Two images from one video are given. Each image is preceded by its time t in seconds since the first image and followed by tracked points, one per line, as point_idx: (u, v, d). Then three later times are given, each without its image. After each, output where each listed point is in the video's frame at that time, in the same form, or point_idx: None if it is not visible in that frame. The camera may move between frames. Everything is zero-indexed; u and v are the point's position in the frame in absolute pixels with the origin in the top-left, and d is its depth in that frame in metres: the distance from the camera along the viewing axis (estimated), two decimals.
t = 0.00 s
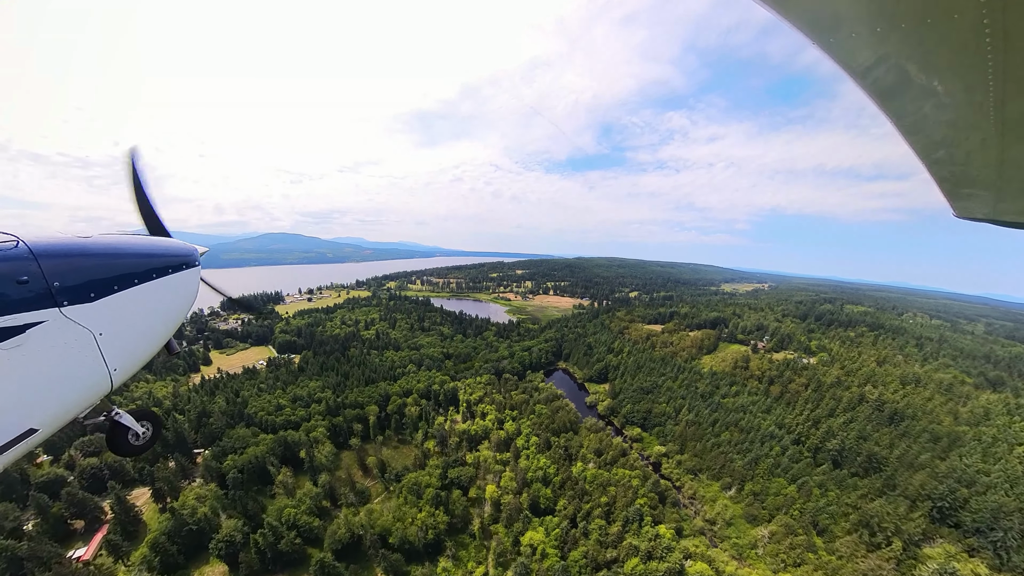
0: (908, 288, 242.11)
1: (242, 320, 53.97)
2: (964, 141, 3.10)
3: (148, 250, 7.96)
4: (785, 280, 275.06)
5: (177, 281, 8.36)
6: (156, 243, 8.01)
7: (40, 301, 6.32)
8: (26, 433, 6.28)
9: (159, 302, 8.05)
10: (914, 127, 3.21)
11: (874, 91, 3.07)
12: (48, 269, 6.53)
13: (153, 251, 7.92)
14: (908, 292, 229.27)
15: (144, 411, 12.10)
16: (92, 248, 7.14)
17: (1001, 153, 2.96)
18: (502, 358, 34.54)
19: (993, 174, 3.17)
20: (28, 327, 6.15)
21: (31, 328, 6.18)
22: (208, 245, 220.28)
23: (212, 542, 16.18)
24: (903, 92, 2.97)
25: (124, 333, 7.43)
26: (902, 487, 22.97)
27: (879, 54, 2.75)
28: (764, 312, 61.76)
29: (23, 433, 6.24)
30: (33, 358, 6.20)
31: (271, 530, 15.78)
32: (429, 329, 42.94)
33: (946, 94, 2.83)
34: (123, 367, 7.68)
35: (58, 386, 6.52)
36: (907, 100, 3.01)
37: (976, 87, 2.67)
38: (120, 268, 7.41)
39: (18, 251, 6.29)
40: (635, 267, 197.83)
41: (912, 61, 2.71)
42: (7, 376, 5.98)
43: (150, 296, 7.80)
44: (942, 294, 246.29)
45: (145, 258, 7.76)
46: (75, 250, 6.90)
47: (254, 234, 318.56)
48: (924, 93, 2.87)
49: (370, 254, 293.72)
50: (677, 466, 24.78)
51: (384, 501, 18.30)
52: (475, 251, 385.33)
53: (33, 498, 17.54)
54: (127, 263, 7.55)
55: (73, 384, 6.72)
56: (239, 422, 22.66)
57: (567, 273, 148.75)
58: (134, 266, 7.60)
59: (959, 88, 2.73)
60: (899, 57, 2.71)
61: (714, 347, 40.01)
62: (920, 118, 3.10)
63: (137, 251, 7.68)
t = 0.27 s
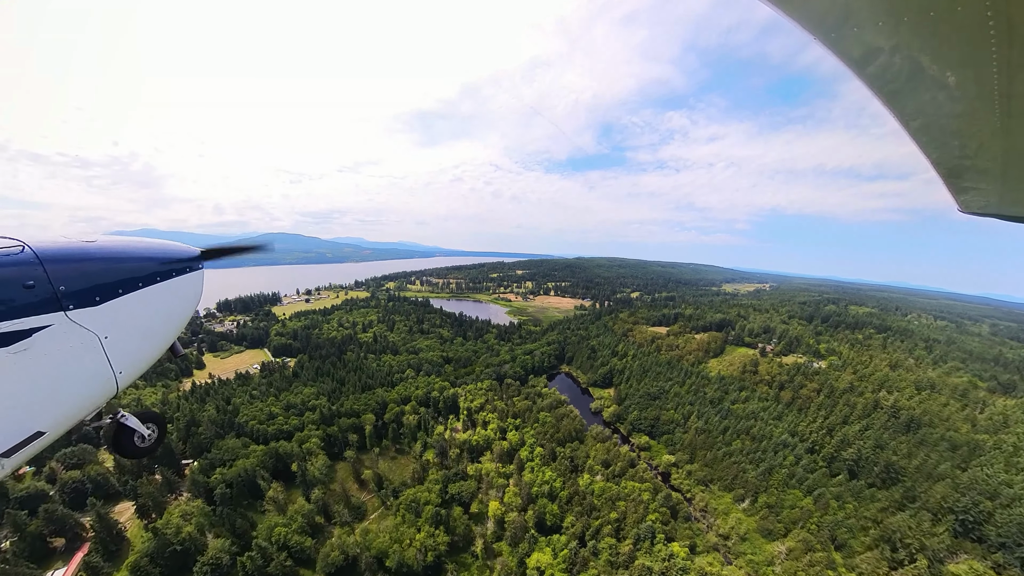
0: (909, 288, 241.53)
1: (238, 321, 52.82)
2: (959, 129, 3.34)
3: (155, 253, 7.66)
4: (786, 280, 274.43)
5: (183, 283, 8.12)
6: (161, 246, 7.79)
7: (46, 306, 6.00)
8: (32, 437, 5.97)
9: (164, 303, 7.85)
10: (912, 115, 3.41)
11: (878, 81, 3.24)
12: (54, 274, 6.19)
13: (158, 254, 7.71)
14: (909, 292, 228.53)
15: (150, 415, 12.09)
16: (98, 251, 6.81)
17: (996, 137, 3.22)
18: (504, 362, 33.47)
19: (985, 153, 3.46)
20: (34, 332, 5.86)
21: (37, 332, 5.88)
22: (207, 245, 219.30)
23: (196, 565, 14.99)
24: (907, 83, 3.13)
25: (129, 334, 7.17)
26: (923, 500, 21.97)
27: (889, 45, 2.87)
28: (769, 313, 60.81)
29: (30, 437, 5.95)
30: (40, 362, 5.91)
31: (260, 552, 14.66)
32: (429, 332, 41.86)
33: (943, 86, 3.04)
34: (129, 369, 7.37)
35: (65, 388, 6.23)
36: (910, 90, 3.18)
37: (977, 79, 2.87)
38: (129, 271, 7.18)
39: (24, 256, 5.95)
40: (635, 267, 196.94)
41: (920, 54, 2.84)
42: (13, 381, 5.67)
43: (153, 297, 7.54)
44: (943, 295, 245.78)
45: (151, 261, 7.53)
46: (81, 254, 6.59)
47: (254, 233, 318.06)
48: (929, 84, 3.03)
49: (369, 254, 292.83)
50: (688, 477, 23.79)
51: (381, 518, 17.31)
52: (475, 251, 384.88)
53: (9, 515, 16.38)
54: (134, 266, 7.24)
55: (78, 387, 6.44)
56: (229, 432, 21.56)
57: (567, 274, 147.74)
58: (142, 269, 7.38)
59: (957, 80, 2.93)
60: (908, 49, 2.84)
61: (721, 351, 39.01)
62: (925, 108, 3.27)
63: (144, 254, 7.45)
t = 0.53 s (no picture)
0: (910, 288, 240.98)
1: (234, 322, 51.83)
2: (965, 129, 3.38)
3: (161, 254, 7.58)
4: (787, 280, 273.85)
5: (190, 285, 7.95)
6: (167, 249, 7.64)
7: (53, 306, 5.89)
8: (40, 434, 5.82)
9: (174, 301, 7.67)
10: (919, 114, 3.45)
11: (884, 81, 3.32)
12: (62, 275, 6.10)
13: (165, 256, 7.57)
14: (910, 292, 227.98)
15: (156, 416, 12.37)
16: (105, 254, 6.77)
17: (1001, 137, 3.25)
18: (506, 366, 32.53)
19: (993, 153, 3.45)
20: (42, 331, 5.76)
21: (45, 332, 5.77)
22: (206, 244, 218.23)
23: None
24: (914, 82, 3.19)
25: (137, 334, 7.02)
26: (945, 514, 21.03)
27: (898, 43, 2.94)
28: (774, 315, 59.83)
29: (36, 436, 5.80)
30: (49, 362, 5.81)
31: None
32: (428, 335, 40.78)
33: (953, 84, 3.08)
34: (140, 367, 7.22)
35: (73, 386, 6.12)
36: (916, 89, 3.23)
37: (985, 77, 2.92)
38: (136, 273, 7.04)
39: (32, 258, 5.85)
40: (636, 267, 196.13)
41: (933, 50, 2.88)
42: (21, 380, 5.56)
43: (161, 298, 7.41)
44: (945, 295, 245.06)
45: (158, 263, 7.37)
46: (89, 256, 6.48)
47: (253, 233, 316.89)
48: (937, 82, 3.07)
49: (369, 254, 291.93)
50: (699, 488, 22.83)
51: (377, 538, 16.30)
52: (475, 251, 384.23)
53: None
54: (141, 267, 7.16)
55: (86, 386, 6.28)
56: (218, 443, 20.52)
57: (568, 274, 146.75)
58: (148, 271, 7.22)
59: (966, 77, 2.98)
60: (921, 47, 2.89)
61: (728, 354, 38.02)
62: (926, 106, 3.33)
63: (151, 255, 7.30)
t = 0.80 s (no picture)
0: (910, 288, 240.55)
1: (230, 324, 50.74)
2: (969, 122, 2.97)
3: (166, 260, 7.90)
4: (787, 280, 273.18)
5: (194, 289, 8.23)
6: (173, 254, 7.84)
7: (61, 312, 6.30)
8: (50, 439, 6.21)
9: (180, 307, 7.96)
10: (917, 104, 3.03)
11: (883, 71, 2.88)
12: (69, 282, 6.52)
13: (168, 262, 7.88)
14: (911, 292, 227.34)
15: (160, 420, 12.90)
16: (111, 261, 7.13)
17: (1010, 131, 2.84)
18: (508, 370, 31.55)
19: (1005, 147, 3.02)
20: (50, 338, 6.14)
21: (56, 338, 6.18)
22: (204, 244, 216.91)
23: None
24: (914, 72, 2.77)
25: (143, 340, 7.33)
26: (969, 528, 20.07)
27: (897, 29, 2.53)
28: (780, 316, 58.80)
29: (47, 441, 6.17)
30: (59, 367, 6.21)
31: None
32: (427, 338, 39.70)
33: (958, 74, 2.66)
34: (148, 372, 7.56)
35: (81, 391, 6.48)
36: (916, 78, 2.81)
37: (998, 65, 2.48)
38: (139, 279, 7.31)
39: (40, 266, 6.27)
40: (637, 267, 195.08)
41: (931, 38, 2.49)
42: (33, 385, 5.98)
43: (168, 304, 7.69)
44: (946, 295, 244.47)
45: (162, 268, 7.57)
46: (93, 263, 6.83)
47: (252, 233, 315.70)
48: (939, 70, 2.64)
49: (369, 254, 290.70)
50: (711, 500, 21.87)
51: (372, 560, 15.18)
52: (475, 251, 383.17)
53: None
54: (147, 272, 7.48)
55: (95, 392, 6.64)
56: (206, 455, 19.52)
57: (569, 274, 145.67)
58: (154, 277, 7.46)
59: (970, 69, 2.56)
60: (930, 33, 2.47)
61: (736, 358, 37.01)
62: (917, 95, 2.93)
63: (155, 261, 7.52)
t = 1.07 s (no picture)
0: (911, 288, 239.97)
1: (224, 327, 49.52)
2: (974, 110, 3.32)
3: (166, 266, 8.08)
4: (788, 280, 272.71)
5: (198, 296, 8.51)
6: (176, 260, 8.28)
7: (68, 318, 6.49)
8: (58, 443, 6.42)
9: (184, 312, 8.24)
10: (923, 95, 3.41)
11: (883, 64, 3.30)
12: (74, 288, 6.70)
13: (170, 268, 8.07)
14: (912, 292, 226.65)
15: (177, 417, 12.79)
16: (116, 266, 7.31)
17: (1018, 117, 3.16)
18: (510, 375, 30.56)
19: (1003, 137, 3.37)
20: (57, 343, 6.36)
21: (62, 344, 6.39)
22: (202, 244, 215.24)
23: None
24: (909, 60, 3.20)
25: (145, 346, 7.53)
26: (997, 545, 19.07)
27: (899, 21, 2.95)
28: (785, 317, 57.74)
29: (56, 445, 6.42)
30: (65, 373, 6.42)
31: None
32: (426, 341, 38.65)
33: (962, 59, 3.03)
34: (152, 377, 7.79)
35: (87, 396, 6.69)
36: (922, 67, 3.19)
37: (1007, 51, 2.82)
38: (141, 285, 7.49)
39: (45, 272, 6.43)
40: (638, 267, 193.85)
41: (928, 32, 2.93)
42: (42, 389, 6.21)
43: (171, 310, 7.97)
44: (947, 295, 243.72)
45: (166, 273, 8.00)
46: (100, 269, 7.07)
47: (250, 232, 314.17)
48: (947, 57, 3.02)
49: (368, 254, 289.22)
50: (723, 513, 20.88)
51: None
52: (474, 251, 382.08)
53: None
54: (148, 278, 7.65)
55: (99, 398, 6.86)
56: (193, 468, 18.44)
57: (569, 274, 144.53)
58: (160, 281, 7.85)
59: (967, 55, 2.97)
60: (944, 20, 2.82)
61: (744, 362, 36.00)
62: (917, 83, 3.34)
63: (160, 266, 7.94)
